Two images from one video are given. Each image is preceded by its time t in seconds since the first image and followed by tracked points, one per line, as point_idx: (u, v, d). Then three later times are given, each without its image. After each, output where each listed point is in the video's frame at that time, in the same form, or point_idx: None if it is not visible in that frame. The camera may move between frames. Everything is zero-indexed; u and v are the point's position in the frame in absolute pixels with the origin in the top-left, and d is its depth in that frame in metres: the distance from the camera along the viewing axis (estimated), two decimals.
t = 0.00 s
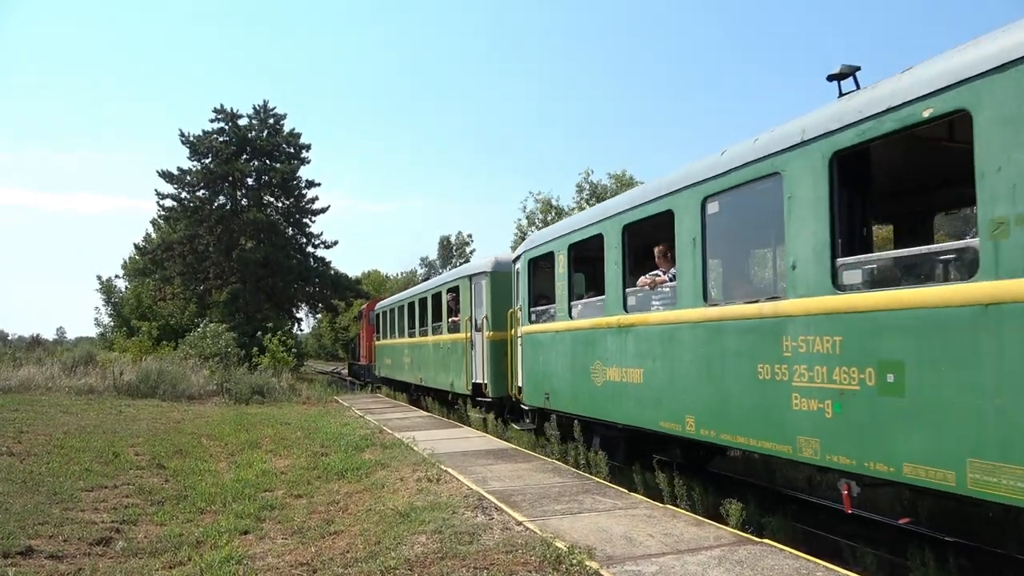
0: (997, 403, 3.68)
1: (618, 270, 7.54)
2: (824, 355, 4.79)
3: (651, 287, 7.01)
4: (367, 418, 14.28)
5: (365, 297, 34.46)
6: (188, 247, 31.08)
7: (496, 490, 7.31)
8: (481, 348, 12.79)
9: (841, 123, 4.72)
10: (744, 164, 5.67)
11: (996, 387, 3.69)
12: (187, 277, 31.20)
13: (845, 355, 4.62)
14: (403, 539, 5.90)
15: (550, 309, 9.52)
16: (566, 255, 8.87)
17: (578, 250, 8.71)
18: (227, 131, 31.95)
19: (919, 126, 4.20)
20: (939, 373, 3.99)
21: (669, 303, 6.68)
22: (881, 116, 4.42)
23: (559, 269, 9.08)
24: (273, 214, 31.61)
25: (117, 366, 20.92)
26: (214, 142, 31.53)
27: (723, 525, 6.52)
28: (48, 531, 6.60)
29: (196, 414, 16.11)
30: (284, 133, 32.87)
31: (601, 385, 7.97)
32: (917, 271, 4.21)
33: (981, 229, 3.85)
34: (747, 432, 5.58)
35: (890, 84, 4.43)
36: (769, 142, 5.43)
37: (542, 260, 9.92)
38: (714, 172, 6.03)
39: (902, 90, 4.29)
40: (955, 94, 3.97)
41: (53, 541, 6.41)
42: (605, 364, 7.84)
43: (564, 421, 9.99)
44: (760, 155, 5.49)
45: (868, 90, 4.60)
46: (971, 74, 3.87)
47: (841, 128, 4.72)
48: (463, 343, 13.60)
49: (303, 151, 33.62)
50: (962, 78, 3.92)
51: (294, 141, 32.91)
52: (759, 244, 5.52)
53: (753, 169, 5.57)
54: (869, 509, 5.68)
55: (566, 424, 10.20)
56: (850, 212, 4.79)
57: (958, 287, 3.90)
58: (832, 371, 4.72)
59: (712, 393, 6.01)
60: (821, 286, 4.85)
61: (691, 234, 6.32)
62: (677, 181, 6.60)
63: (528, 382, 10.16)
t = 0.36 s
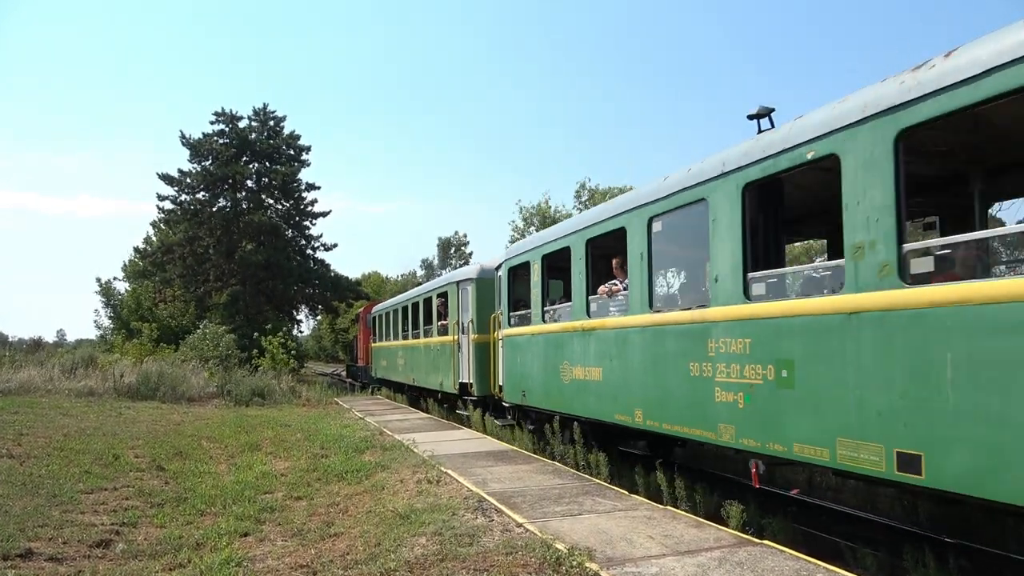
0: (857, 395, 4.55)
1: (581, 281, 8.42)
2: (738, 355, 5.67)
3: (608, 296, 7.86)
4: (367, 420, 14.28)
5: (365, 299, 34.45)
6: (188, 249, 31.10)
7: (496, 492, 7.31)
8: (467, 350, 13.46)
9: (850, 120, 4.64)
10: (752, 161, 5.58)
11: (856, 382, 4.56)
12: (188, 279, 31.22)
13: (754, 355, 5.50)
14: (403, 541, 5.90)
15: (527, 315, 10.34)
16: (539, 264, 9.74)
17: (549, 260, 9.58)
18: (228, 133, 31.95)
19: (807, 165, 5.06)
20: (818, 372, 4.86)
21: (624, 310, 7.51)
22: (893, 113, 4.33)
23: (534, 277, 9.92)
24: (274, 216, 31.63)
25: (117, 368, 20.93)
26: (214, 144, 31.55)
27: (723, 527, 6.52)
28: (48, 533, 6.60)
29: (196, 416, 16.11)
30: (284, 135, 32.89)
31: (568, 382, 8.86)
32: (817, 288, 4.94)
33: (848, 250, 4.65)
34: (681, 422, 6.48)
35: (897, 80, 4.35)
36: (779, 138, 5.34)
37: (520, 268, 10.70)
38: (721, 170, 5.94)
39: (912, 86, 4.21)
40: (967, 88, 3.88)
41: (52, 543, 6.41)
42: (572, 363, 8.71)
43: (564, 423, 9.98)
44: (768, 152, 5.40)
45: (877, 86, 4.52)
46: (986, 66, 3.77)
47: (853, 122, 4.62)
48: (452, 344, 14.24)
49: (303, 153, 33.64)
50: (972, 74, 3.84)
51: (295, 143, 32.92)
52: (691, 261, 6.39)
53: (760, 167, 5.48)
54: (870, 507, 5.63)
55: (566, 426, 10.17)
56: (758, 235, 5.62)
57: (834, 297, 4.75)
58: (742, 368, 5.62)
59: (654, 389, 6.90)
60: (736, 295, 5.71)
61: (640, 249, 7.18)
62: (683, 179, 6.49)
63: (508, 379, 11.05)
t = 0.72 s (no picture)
0: (762, 389, 5.43)
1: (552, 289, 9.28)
2: (675, 356, 6.55)
3: (574, 303, 8.75)
4: (367, 421, 14.28)
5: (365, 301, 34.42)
6: (188, 250, 31.11)
7: (496, 493, 7.30)
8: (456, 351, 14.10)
9: (863, 116, 4.55)
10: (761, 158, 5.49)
11: (761, 378, 5.43)
12: (188, 280, 31.24)
13: (686, 356, 6.39)
14: (404, 542, 5.90)
15: (506, 319, 11.15)
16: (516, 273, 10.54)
17: (527, 270, 10.38)
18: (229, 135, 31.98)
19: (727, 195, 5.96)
20: (734, 370, 5.72)
21: (587, 316, 8.39)
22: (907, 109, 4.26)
23: (511, 284, 10.79)
24: (274, 218, 31.64)
25: (117, 369, 20.93)
26: (214, 146, 31.57)
27: (723, 527, 6.53)
28: (48, 534, 6.60)
29: (196, 417, 16.11)
30: (284, 137, 32.89)
31: (539, 379, 9.72)
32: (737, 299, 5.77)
33: (752, 268, 5.57)
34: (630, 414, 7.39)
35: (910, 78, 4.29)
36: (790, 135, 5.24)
37: (501, 276, 11.49)
38: (730, 168, 5.85)
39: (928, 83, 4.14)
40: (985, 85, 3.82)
41: (53, 544, 6.41)
42: (543, 363, 9.56)
43: (565, 424, 9.96)
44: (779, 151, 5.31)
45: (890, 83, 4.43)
46: (1005, 62, 3.70)
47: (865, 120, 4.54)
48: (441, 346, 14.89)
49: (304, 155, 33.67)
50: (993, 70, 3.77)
51: (295, 145, 32.92)
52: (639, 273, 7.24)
53: (769, 165, 5.40)
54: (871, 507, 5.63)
55: (565, 428, 10.15)
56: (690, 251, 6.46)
57: (741, 307, 5.69)
58: (676, 366, 6.51)
59: (610, 385, 7.79)
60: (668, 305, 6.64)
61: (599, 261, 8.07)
62: (692, 177, 6.39)
63: (489, 378, 11.88)
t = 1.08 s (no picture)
0: (691, 386, 6.33)
1: (526, 296, 10.28)
2: (626, 356, 7.46)
3: (545, 310, 9.67)
4: (367, 423, 14.28)
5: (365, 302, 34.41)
6: (188, 252, 31.12)
7: (497, 495, 7.30)
8: (446, 353, 14.72)
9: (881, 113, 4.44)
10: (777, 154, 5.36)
11: (691, 377, 6.33)
12: (188, 282, 31.26)
13: (635, 357, 7.30)
14: (404, 543, 5.90)
15: (488, 322, 12.08)
16: (496, 280, 11.57)
17: (506, 278, 11.36)
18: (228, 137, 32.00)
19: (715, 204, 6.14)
20: (670, 369, 6.64)
21: (556, 322, 9.33)
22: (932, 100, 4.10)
23: (493, 290, 11.79)
24: (274, 219, 31.65)
25: (117, 371, 20.94)
26: (214, 148, 31.59)
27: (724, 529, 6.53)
28: (48, 536, 6.59)
29: (196, 419, 16.13)
30: (284, 139, 32.87)
31: (517, 377, 10.63)
32: (672, 308, 6.72)
33: (683, 282, 6.51)
34: (593, 407, 8.34)
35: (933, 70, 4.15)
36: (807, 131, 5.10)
37: (485, 283, 12.51)
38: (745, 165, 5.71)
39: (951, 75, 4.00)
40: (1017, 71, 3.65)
41: (53, 546, 6.41)
42: (519, 363, 10.52)
43: (566, 426, 9.96)
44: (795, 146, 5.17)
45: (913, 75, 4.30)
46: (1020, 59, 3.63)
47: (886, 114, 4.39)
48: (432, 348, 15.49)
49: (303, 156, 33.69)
50: None
51: (295, 146, 32.94)
52: (597, 284, 8.25)
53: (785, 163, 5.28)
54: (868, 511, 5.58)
55: (565, 429, 10.14)
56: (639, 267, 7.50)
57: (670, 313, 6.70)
58: (626, 366, 7.44)
59: (575, 383, 8.71)
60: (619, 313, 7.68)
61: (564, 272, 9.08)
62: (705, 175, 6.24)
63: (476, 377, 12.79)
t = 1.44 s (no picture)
0: (632, 384, 7.21)
1: (504, 300, 11.11)
2: (583, 358, 8.34)
3: (519, 316, 10.53)
4: (367, 423, 14.28)
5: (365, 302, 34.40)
6: (189, 252, 31.15)
7: (496, 496, 7.30)
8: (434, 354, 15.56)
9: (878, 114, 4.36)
10: (772, 158, 5.29)
11: (631, 375, 7.21)
12: (189, 282, 31.28)
13: (589, 358, 8.18)
14: (403, 544, 5.90)
15: (472, 326, 12.98)
16: (478, 287, 12.47)
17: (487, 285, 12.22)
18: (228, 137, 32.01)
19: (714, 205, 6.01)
20: (616, 369, 7.52)
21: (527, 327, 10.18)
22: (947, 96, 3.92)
23: (475, 297, 12.74)
24: (274, 220, 31.66)
25: (118, 372, 20.97)
26: (213, 149, 31.63)
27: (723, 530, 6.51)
28: (48, 536, 6.60)
29: (197, 419, 16.13)
30: (284, 139, 32.89)
31: (495, 377, 11.47)
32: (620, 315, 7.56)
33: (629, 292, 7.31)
34: (557, 403, 9.20)
35: (961, 59, 3.92)
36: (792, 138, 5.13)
37: (468, 290, 13.44)
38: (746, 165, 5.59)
39: (972, 68, 3.81)
40: None
41: (53, 546, 6.41)
42: (496, 363, 11.40)
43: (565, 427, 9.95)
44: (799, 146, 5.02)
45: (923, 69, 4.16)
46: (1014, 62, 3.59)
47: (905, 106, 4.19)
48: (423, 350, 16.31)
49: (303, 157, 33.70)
50: None
51: (294, 146, 32.93)
52: (562, 293, 9.06)
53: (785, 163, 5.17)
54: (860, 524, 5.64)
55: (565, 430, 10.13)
56: (597, 275, 8.27)
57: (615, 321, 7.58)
58: (583, 366, 8.30)
59: (542, 381, 9.59)
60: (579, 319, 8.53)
61: (536, 282, 9.87)
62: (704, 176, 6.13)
63: (461, 376, 13.65)
